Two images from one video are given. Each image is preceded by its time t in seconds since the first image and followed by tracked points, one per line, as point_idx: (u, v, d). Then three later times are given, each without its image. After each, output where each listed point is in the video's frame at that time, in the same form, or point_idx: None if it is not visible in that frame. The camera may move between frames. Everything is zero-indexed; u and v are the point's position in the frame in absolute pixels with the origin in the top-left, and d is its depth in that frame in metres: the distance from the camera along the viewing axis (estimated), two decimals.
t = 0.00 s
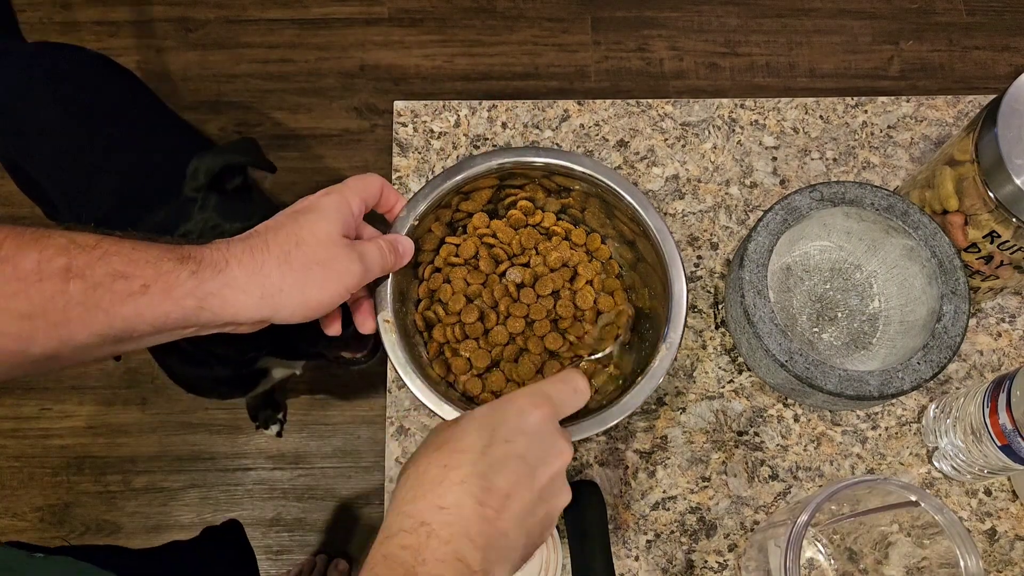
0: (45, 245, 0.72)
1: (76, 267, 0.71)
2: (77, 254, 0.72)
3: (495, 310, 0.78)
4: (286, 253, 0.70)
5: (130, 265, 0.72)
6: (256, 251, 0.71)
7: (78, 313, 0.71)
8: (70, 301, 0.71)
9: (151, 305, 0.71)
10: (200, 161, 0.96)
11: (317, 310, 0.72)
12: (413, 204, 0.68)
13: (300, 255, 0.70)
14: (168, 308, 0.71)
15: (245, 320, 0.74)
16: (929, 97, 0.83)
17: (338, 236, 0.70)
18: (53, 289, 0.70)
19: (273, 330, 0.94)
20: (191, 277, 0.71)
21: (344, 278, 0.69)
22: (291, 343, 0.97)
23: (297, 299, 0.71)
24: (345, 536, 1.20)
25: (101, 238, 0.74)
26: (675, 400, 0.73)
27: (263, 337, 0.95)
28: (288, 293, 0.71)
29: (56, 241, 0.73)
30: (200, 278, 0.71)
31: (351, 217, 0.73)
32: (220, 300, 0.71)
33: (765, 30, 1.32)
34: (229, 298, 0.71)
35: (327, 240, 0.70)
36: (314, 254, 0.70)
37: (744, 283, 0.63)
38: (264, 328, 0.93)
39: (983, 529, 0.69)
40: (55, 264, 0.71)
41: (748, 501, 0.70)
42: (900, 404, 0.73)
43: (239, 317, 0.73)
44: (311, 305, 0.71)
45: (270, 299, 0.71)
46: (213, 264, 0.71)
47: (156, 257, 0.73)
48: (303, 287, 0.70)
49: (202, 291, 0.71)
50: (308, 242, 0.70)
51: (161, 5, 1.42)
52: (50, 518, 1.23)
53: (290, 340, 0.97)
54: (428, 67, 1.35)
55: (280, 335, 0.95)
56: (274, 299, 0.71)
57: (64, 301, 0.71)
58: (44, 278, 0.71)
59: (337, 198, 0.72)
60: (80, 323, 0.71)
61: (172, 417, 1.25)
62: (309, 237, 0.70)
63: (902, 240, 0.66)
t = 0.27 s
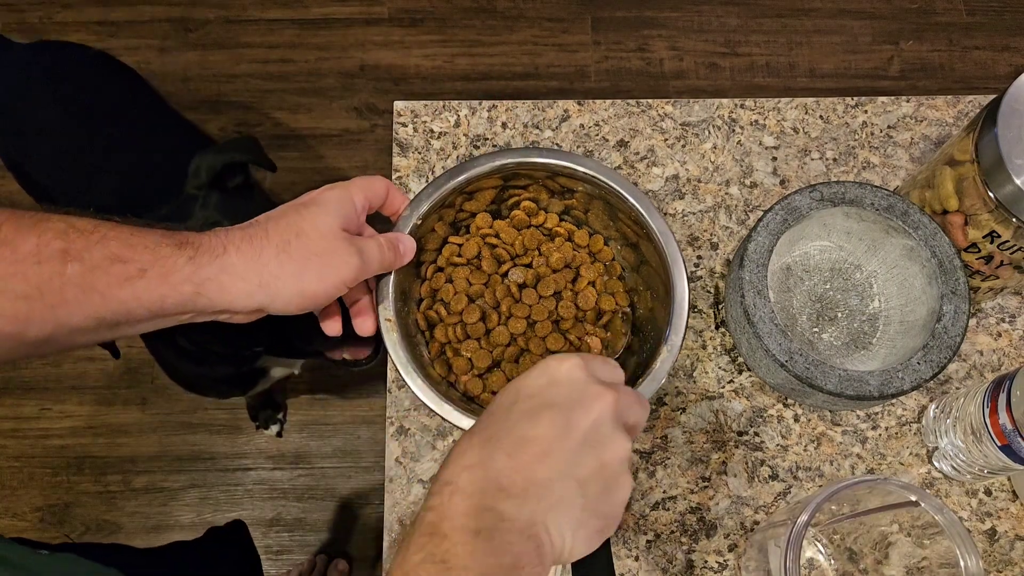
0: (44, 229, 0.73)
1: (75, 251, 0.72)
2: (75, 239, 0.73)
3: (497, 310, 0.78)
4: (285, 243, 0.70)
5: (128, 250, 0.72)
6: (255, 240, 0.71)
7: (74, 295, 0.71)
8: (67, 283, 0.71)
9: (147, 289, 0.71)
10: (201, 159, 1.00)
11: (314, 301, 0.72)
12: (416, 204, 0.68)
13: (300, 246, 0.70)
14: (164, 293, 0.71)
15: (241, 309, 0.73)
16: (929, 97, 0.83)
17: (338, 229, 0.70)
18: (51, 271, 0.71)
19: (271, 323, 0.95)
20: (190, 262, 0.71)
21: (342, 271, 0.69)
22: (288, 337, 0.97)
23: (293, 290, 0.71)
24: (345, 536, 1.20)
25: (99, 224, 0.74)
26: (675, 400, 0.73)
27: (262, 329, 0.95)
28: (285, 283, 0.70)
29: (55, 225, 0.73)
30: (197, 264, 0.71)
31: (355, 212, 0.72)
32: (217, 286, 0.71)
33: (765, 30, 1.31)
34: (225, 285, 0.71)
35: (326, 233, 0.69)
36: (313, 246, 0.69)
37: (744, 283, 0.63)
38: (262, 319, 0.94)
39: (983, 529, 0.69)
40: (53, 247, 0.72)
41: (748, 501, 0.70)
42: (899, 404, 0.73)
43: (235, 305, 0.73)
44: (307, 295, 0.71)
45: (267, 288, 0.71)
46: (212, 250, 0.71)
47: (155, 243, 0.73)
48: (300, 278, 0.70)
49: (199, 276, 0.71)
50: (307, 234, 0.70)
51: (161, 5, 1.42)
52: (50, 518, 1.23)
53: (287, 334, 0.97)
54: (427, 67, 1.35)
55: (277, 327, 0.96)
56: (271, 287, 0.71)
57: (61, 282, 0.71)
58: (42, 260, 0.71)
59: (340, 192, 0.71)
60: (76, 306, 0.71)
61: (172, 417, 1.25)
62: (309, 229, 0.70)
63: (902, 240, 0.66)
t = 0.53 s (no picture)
0: (42, 223, 0.72)
1: (73, 244, 0.72)
2: (74, 233, 0.72)
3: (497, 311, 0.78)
4: (284, 240, 0.70)
5: (127, 243, 0.72)
6: (255, 236, 0.71)
7: (73, 289, 0.71)
8: (66, 277, 0.71)
9: (146, 283, 0.71)
10: (204, 164, 1.00)
11: (312, 297, 0.72)
12: (416, 206, 0.69)
13: (299, 243, 0.70)
14: (163, 286, 0.71)
15: (239, 303, 0.74)
16: (929, 97, 0.83)
17: (338, 227, 0.70)
18: (49, 265, 0.70)
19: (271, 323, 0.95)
20: (189, 257, 0.71)
21: (340, 269, 0.69)
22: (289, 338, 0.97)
23: (291, 286, 0.71)
24: (344, 536, 1.20)
25: (98, 218, 0.74)
26: (675, 400, 0.73)
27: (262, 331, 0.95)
28: (283, 279, 0.71)
29: (54, 218, 0.73)
30: (196, 258, 0.71)
31: (354, 212, 0.72)
32: (216, 281, 0.71)
33: (765, 30, 1.31)
34: (223, 281, 0.71)
35: (326, 231, 0.70)
36: (313, 245, 0.70)
37: (744, 283, 0.63)
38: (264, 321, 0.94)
39: (983, 529, 0.69)
40: (52, 241, 0.72)
41: (748, 501, 0.70)
42: (899, 404, 0.73)
43: (234, 300, 0.73)
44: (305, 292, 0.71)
45: (265, 284, 0.71)
46: (212, 244, 0.72)
47: (155, 237, 0.73)
48: (299, 274, 0.70)
49: (198, 270, 0.71)
50: (307, 232, 0.70)
51: (161, 5, 1.42)
52: (50, 518, 1.23)
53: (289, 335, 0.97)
54: (427, 67, 1.35)
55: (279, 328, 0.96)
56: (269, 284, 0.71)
57: (61, 276, 0.71)
58: (42, 256, 0.71)
59: (341, 193, 0.71)
60: (74, 300, 0.71)
61: (172, 417, 1.25)
62: (309, 226, 0.70)
63: (902, 240, 0.66)
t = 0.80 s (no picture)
0: (43, 223, 0.73)
1: (73, 245, 0.72)
2: (75, 233, 0.73)
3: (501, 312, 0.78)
4: (284, 240, 0.70)
5: (127, 244, 0.72)
6: (255, 236, 0.71)
7: (73, 289, 0.71)
8: (65, 276, 0.71)
9: (145, 284, 0.71)
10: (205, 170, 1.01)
11: (312, 298, 0.72)
12: (419, 207, 0.69)
13: (299, 243, 0.70)
14: (162, 287, 0.71)
15: (238, 306, 0.73)
16: (929, 97, 0.83)
17: (338, 227, 0.70)
18: (49, 264, 0.71)
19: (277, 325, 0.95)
20: (188, 259, 0.71)
21: (340, 268, 0.69)
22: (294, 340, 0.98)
23: (291, 287, 0.71)
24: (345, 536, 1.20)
25: (100, 218, 0.74)
26: (675, 400, 0.73)
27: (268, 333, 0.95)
28: (283, 279, 0.70)
29: (54, 218, 0.73)
30: (196, 259, 0.71)
31: (355, 215, 0.72)
32: (215, 282, 0.71)
33: (765, 30, 1.31)
34: (223, 282, 0.71)
35: (325, 230, 0.69)
36: (311, 243, 0.69)
37: (744, 283, 0.63)
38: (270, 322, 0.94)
39: (983, 529, 0.69)
40: (52, 241, 0.72)
41: (748, 501, 0.70)
42: (900, 404, 0.73)
43: (233, 302, 0.72)
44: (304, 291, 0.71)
45: (264, 285, 0.71)
46: (211, 246, 0.71)
47: (154, 238, 0.73)
48: (298, 274, 0.70)
49: (197, 271, 0.71)
50: (307, 231, 0.69)
51: (161, 5, 1.42)
52: (50, 518, 1.23)
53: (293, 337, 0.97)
54: (427, 67, 1.35)
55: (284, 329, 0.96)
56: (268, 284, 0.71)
57: (60, 276, 0.71)
58: (42, 254, 0.71)
59: (341, 193, 0.71)
60: (74, 300, 0.71)
61: (172, 417, 1.25)
62: (309, 226, 0.69)
63: (902, 240, 0.66)
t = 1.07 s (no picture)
0: (44, 223, 0.72)
1: (75, 244, 0.72)
2: (76, 233, 0.72)
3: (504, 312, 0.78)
4: (285, 240, 0.70)
5: (128, 243, 0.72)
6: (257, 236, 0.71)
7: (74, 289, 0.71)
8: (66, 276, 0.71)
9: (147, 283, 0.71)
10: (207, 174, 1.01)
11: (313, 298, 0.72)
12: (419, 208, 0.69)
13: (300, 242, 0.70)
14: (164, 287, 0.71)
15: (240, 305, 0.73)
16: (929, 97, 0.83)
17: (340, 227, 0.70)
18: (51, 264, 0.70)
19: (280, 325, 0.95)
20: (190, 259, 0.71)
21: (342, 269, 0.69)
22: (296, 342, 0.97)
23: (292, 287, 0.71)
24: (345, 536, 1.20)
25: (102, 218, 0.74)
26: (675, 400, 0.73)
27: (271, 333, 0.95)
28: (285, 279, 0.70)
29: (56, 217, 0.73)
30: (197, 258, 0.71)
31: (356, 214, 0.72)
32: (216, 281, 0.71)
33: (764, 30, 1.32)
34: (225, 282, 0.71)
35: (328, 230, 0.70)
36: (314, 244, 0.69)
37: (744, 283, 0.63)
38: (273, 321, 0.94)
39: (983, 529, 0.69)
40: (53, 240, 0.71)
41: (748, 501, 0.70)
42: (900, 404, 0.73)
43: (235, 301, 0.72)
44: (307, 291, 0.71)
45: (266, 285, 0.71)
46: (213, 246, 0.71)
47: (156, 238, 0.73)
48: (301, 274, 0.70)
49: (199, 271, 0.71)
50: (309, 231, 0.70)
51: (161, 5, 1.42)
52: (50, 518, 1.23)
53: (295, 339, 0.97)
54: (427, 67, 1.35)
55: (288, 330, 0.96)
56: (270, 285, 0.71)
57: (61, 275, 0.71)
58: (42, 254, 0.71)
59: (343, 193, 0.72)
60: (75, 300, 0.71)
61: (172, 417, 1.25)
62: (310, 226, 0.70)
63: (902, 240, 0.66)
